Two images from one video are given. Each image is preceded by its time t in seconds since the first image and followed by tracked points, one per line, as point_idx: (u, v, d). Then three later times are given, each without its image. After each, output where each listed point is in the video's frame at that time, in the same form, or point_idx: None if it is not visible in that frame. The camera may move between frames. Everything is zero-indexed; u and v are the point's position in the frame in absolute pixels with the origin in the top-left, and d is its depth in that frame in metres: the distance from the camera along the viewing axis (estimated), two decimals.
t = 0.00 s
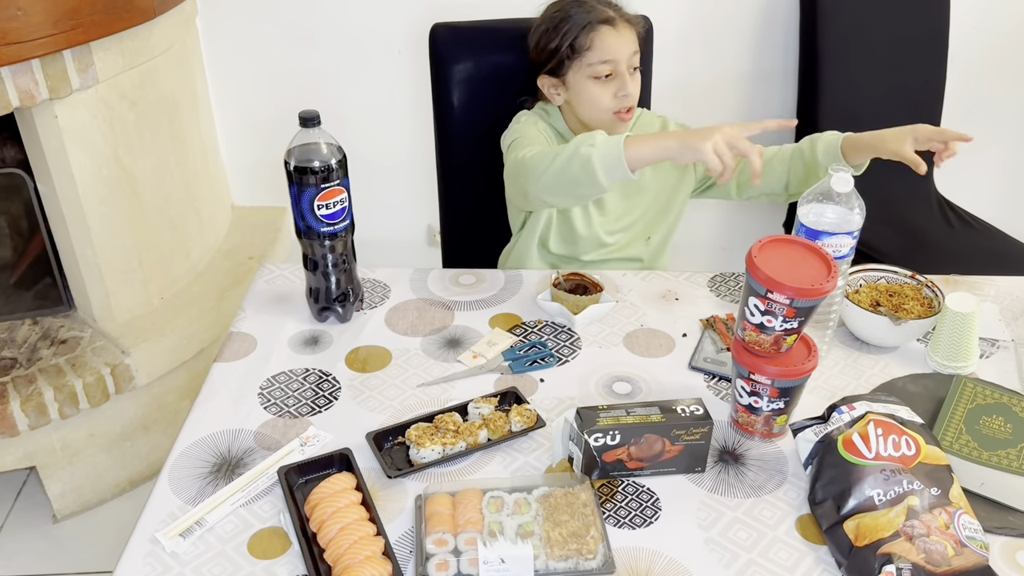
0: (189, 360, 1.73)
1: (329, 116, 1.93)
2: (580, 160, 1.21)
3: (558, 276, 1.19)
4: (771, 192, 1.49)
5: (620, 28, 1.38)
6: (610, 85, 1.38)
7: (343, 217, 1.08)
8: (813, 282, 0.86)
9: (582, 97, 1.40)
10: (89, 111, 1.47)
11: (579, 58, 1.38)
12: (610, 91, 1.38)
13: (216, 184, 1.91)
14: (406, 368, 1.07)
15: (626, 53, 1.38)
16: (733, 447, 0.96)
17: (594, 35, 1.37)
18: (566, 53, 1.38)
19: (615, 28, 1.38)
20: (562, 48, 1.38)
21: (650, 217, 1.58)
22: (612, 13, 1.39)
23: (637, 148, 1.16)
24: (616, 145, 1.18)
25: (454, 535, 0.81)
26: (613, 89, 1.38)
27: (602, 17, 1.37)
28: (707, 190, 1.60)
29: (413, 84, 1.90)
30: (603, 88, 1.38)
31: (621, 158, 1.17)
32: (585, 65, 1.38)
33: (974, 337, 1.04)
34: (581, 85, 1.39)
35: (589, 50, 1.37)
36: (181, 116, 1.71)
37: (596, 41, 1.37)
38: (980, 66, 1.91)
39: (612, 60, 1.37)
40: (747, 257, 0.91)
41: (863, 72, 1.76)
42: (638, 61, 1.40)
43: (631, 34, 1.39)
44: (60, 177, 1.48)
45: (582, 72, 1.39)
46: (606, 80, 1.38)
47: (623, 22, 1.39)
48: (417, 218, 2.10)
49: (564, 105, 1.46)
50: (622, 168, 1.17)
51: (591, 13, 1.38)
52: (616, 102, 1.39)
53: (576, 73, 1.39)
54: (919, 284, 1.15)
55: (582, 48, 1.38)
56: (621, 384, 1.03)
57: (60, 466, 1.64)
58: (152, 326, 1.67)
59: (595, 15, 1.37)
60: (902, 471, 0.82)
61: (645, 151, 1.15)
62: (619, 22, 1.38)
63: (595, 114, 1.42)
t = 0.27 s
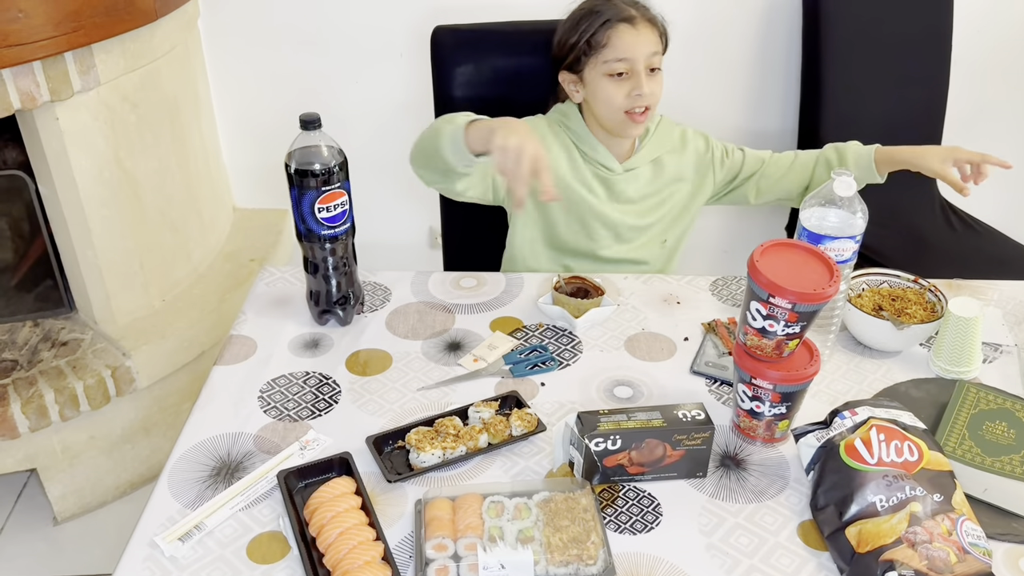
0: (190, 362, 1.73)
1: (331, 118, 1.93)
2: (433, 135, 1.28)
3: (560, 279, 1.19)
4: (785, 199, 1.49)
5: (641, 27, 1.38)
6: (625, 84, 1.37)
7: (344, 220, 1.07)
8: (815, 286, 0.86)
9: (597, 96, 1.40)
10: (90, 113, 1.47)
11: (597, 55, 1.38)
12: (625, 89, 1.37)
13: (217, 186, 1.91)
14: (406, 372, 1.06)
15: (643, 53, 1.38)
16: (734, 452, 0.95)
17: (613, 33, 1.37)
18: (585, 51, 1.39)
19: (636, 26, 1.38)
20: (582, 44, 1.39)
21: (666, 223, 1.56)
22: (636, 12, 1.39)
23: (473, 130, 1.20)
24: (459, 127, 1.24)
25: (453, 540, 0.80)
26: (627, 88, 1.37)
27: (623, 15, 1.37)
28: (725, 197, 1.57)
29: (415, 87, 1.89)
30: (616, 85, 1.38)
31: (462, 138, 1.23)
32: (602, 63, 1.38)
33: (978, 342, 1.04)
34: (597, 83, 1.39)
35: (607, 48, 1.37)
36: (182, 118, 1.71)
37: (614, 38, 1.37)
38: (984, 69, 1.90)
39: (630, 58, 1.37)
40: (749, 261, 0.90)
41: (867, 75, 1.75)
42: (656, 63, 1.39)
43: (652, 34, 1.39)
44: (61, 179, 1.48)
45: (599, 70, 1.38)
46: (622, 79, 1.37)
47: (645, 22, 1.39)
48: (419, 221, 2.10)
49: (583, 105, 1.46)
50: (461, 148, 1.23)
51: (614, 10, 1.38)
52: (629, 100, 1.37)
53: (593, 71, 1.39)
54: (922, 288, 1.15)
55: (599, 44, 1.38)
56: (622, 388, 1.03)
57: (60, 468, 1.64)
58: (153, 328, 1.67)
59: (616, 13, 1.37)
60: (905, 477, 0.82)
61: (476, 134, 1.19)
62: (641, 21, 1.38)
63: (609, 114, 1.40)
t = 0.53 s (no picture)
0: (194, 363, 1.73)
1: (335, 120, 1.93)
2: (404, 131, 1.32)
3: (564, 282, 1.19)
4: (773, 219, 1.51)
5: (648, 32, 1.37)
6: (627, 87, 1.37)
7: (348, 222, 1.07)
8: (820, 290, 0.86)
9: (600, 97, 1.40)
10: (95, 114, 1.47)
11: (603, 57, 1.38)
12: (626, 92, 1.37)
13: (221, 187, 1.92)
14: (410, 374, 1.06)
15: (648, 57, 1.37)
16: (739, 456, 0.95)
17: (619, 36, 1.37)
18: (592, 52, 1.40)
19: (642, 31, 1.37)
20: (589, 46, 1.39)
21: (663, 228, 1.53)
22: (646, 16, 1.38)
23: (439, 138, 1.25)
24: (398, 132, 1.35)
25: (457, 543, 0.80)
26: (628, 90, 1.37)
27: (630, 19, 1.37)
28: (724, 212, 1.56)
29: (419, 88, 1.89)
30: (618, 87, 1.37)
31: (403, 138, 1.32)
32: (606, 64, 1.38)
33: (983, 346, 1.04)
34: (600, 84, 1.39)
35: (611, 50, 1.37)
36: (186, 120, 1.71)
37: (620, 41, 1.37)
38: (989, 72, 1.90)
39: (632, 62, 1.36)
40: (754, 265, 0.90)
41: (872, 78, 1.75)
42: (661, 68, 1.38)
43: (659, 38, 1.38)
44: (65, 180, 1.48)
45: (604, 72, 1.38)
46: (624, 81, 1.37)
47: (654, 26, 1.38)
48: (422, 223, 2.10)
49: (590, 106, 1.46)
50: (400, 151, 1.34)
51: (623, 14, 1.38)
52: (629, 102, 1.37)
53: (598, 72, 1.39)
54: (927, 292, 1.15)
55: (605, 46, 1.38)
56: (627, 391, 1.03)
57: (64, 469, 1.64)
58: (156, 329, 1.67)
59: (623, 16, 1.37)
60: (910, 481, 0.81)
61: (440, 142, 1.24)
62: (649, 26, 1.38)
63: (610, 115, 1.41)
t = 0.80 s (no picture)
0: (198, 363, 1.73)
1: (341, 120, 1.94)
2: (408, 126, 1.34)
3: (569, 283, 1.19)
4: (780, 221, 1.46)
5: (639, 31, 1.37)
6: (618, 86, 1.36)
7: (354, 223, 1.07)
8: (827, 292, 0.85)
9: (594, 96, 1.39)
10: (101, 115, 1.47)
11: (595, 57, 1.38)
12: (617, 91, 1.37)
13: (227, 188, 1.92)
14: (416, 375, 1.06)
15: (640, 56, 1.36)
16: (745, 458, 0.95)
17: (611, 35, 1.37)
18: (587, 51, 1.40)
19: (634, 30, 1.37)
20: (583, 46, 1.40)
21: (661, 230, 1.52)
22: (639, 16, 1.38)
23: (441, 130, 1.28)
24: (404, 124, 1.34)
25: (463, 544, 0.80)
26: (620, 89, 1.36)
27: (622, 18, 1.37)
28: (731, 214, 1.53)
29: (424, 89, 1.89)
30: (610, 86, 1.37)
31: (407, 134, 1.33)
32: (598, 63, 1.38)
33: (990, 348, 1.03)
34: (593, 84, 1.39)
35: (603, 50, 1.37)
36: (192, 121, 1.71)
37: (612, 40, 1.37)
38: (996, 74, 1.90)
39: (624, 60, 1.36)
40: (761, 266, 0.90)
41: (878, 79, 1.75)
42: (654, 68, 1.37)
43: (652, 37, 1.37)
44: (71, 181, 1.48)
45: (596, 71, 1.38)
46: (616, 80, 1.37)
47: (646, 26, 1.37)
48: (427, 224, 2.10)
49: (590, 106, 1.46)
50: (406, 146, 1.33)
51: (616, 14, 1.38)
52: (620, 101, 1.36)
53: (590, 72, 1.39)
54: (933, 294, 1.14)
55: (597, 46, 1.38)
56: (632, 393, 1.03)
57: (69, 469, 1.64)
58: (161, 329, 1.67)
59: (616, 16, 1.37)
60: (917, 484, 0.81)
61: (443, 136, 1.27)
62: (641, 26, 1.37)
63: (603, 115, 1.40)
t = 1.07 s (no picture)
0: (203, 363, 1.73)
1: (346, 120, 1.94)
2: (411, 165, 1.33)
3: (574, 283, 1.19)
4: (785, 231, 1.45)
5: (613, 36, 1.34)
6: (593, 92, 1.35)
7: (360, 223, 1.07)
8: (834, 293, 0.85)
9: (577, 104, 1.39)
10: (107, 114, 1.47)
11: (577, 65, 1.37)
12: (592, 98, 1.35)
13: (232, 187, 1.92)
14: (421, 375, 1.06)
15: (612, 61, 1.34)
16: (751, 460, 0.95)
17: (588, 42, 1.35)
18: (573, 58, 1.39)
19: (608, 35, 1.34)
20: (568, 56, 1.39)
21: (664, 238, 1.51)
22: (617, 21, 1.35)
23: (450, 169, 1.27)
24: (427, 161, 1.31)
25: (468, 544, 0.80)
26: (593, 96, 1.35)
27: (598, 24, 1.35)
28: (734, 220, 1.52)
29: (429, 89, 1.89)
30: (586, 93, 1.35)
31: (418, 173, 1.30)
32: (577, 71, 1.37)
33: (996, 350, 1.03)
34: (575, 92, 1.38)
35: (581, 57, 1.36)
36: (197, 121, 1.71)
37: (588, 47, 1.35)
38: (1002, 75, 1.89)
39: (596, 66, 1.34)
40: (767, 267, 0.90)
41: (882, 81, 1.74)
42: (628, 74, 1.34)
43: (627, 42, 1.35)
44: (77, 180, 1.48)
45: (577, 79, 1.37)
46: (591, 87, 1.35)
47: (621, 30, 1.35)
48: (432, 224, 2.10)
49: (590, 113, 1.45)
50: (424, 182, 1.30)
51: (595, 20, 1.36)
52: (593, 109, 1.34)
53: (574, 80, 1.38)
54: (939, 295, 1.14)
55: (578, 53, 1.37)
56: (637, 394, 1.03)
57: (74, 467, 1.65)
58: (166, 329, 1.67)
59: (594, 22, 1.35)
60: (923, 486, 0.81)
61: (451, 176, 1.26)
62: (617, 30, 1.35)
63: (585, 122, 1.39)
